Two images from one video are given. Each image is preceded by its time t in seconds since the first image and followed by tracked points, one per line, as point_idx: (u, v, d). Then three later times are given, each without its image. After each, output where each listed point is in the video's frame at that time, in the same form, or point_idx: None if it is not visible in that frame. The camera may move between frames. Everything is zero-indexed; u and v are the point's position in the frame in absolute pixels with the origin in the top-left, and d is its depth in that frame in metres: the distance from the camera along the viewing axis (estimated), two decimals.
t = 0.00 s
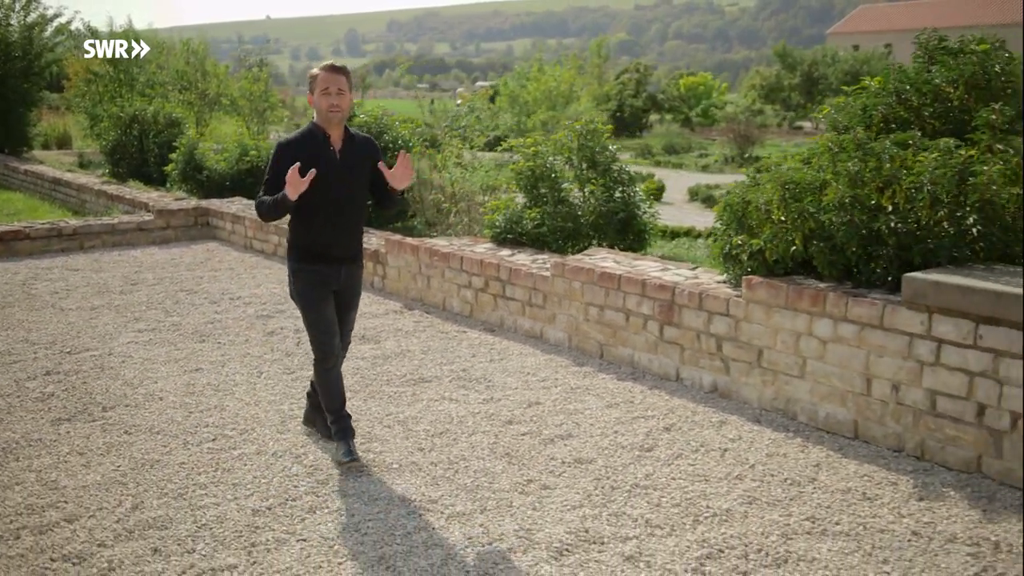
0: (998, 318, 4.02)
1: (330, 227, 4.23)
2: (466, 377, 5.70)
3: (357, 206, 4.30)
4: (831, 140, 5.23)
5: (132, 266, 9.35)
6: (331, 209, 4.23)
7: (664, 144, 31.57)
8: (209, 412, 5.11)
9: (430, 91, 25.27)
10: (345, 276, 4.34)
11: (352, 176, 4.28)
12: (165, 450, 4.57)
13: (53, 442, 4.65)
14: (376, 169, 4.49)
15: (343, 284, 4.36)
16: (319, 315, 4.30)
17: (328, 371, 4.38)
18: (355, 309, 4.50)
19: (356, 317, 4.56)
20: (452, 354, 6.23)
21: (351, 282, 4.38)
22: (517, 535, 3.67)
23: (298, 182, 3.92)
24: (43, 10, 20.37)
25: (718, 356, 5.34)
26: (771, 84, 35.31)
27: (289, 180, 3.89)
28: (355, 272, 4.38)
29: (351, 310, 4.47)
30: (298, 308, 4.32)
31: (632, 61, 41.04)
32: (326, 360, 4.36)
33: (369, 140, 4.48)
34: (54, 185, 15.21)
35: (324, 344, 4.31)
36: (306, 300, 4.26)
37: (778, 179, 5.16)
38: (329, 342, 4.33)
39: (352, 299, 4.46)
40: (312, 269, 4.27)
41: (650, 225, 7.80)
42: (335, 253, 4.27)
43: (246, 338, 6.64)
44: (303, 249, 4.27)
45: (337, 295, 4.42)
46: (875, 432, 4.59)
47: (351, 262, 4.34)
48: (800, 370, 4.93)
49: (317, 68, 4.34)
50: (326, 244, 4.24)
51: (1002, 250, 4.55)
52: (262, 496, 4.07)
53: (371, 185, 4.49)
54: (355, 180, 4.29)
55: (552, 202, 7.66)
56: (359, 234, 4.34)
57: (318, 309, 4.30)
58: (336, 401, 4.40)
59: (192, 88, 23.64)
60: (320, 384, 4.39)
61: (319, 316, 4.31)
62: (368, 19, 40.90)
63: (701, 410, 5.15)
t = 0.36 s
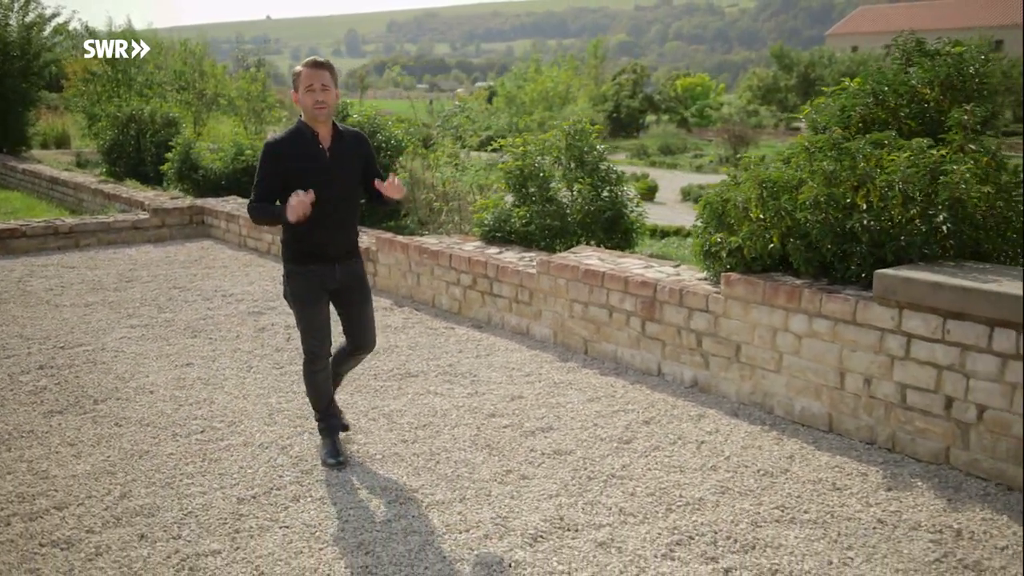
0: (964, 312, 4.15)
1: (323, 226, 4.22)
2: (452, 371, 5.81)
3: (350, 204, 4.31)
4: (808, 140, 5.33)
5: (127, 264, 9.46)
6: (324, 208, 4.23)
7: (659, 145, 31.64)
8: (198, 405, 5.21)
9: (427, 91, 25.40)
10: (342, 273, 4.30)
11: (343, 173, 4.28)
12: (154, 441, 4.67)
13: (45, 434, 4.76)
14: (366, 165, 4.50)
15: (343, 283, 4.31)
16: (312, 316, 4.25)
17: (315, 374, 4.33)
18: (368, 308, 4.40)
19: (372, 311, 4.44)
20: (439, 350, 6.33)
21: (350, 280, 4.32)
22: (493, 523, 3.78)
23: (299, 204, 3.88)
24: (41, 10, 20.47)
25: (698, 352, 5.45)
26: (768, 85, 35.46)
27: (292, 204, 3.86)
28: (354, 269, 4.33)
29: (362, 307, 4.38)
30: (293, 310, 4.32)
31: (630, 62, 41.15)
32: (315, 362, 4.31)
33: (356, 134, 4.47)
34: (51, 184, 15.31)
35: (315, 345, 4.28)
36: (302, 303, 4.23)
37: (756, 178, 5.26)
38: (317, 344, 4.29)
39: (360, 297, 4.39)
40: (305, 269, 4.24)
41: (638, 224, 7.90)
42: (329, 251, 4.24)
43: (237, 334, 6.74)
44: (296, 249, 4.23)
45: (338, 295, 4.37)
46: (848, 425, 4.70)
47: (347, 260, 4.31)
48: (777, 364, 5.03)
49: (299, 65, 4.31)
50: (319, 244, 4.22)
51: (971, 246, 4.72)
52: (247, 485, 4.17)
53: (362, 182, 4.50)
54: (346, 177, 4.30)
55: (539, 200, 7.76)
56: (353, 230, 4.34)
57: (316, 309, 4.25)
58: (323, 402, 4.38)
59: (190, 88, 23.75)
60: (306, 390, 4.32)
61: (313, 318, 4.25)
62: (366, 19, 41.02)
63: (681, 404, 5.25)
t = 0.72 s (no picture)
0: (934, 308, 4.28)
1: (318, 228, 4.15)
2: (441, 367, 5.93)
3: (345, 206, 4.22)
4: (789, 140, 5.44)
5: (124, 262, 9.57)
6: (319, 211, 4.16)
7: (654, 146, 31.69)
8: (191, 399, 5.33)
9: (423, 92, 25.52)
10: (336, 274, 4.24)
11: (338, 176, 4.19)
12: (147, 434, 4.79)
13: (40, 426, 4.88)
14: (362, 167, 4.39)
15: (337, 285, 4.25)
16: (303, 314, 4.25)
17: (309, 370, 4.38)
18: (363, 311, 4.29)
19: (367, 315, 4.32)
20: (428, 346, 6.45)
21: (345, 281, 4.26)
22: (474, 510, 3.90)
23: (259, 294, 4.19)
24: (40, 11, 20.59)
25: (681, 347, 5.56)
26: (764, 86, 35.56)
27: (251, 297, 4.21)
28: (350, 269, 4.28)
29: (357, 309, 4.27)
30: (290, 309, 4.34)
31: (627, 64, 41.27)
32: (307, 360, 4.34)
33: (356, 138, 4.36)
34: (49, 184, 15.43)
35: (307, 343, 4.30)
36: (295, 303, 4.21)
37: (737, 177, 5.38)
38: (309, 342, 4.31)
39: (358, 297, 4.30)
40: (298, 269, 4.20)
41: (626, 224, 8.03)
42: (324, 252, 4.18)
43: (231, 331, 6.86)
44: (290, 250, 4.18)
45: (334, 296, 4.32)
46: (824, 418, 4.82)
47: (341, 262, 4.25)
48: (756, 359, 5.15)
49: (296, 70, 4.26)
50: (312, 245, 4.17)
51: (944, 243, 4.85)
52: (237, 475, 4.29)
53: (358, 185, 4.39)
54: (342, 181, 4.20)
55: (531, 199, 7.81)
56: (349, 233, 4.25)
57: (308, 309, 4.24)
58: (311, 399, 4.43)
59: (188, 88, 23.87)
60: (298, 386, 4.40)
61: (305, 316, 4.25)
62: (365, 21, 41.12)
63: (663, 398, 5.38)
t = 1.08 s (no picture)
0: (906, 301, 4.40)
1: (318, 231, 4.13)
2: (427, 361, 6.03)
3: (348, 210, 4.19)
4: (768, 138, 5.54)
5: (118, 260, 9.67)
6: (320, 214, 4.13)
7: (649, 145, 31.78)
8: (180, 392, 5.43)
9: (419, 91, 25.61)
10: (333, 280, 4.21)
11: (342, 180, 4.16)
12: (137, 425, 4.89)
13: (33, 418, 4.98)
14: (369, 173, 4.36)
15: (332, 288, 4.22)
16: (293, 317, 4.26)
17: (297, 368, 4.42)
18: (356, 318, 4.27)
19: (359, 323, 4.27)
20: (416, 341, 6.55)
21: (341, 285, 4.23)
22: (454, 498, 4.01)
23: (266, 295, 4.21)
24: (36, 10, 20.66)
25: (662, 341, 5.67)
26: (759, 85, 35.66)
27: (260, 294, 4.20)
28: (347, 277, 4.24)
29: (348, 317, 4.24)
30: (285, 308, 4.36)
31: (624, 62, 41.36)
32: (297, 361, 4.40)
33: (365, 142, 4.32)
34: (45, 183, 15.52)
35: (298, 343, 4.34)
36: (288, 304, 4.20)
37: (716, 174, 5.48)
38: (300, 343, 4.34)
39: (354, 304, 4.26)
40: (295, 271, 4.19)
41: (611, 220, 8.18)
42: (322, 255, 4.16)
43: (222, 327, 6.96)
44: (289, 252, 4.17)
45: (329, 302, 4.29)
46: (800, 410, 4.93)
47: (339, 266, 4.22)
48: (735, 352, 5.25)
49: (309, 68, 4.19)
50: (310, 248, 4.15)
51: (918, 239, 4.96)
52: (224, 465, 4.40)
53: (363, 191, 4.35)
54: (346, 185, 4.17)
55: (518, 197, 7.92)
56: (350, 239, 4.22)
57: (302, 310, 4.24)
58: (299, 394, 4.50)
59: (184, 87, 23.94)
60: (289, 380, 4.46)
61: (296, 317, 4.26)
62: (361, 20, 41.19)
63: (644, 391, 5.48)
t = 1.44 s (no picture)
0: (882, 298, 4.48)
1: (319, 228, 4.09)
2: (415, 358, 6.10)
3: (350, 208, 4.15)
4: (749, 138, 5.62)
5: (114, 259, 9.75)
6: (322, 212, 4.08)
7: (647, 144, 31.84)
8: (171, 389, 5.51)
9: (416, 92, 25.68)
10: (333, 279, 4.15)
11: (343, 178, 4.12)
12: (127, 421, 4.97)
13: (25, 415, 5.06)
14: (369, 171, 4.33)
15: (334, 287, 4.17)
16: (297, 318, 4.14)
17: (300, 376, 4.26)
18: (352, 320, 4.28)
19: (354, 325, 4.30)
20: (406, 339, 6.63)
21: (342, 285, 4.18)
22: (436, 492, 4.08)
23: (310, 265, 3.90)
24: (35, 12, 20.76)
25: (647, 339, 5.74)
26: (758, 86, 35.71)
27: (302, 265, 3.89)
28: (347, 276, 4.19)
29: (344, 319, 4.25)
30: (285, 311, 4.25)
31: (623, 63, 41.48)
32: (299, 370, 4.28)
33: (364, 140, 4.29)
34: (44, 183, 15.61)
35: (301, 347, 4.20)
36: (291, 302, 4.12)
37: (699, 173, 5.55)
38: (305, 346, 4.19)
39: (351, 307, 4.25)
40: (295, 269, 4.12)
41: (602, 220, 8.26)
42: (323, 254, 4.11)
43: (214, 325, 7.04)
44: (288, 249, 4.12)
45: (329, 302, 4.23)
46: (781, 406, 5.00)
47: (341, 265, 4.17)
48: (717, 350, 5.32)
49: (319, 65, 4.13)
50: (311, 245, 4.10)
51: (896, 237, 5.04)
52: (212, 460, 4.47)
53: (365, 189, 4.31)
54: (347, 183, 4.14)
55: (508, 197, 7.99)
56: (351, 237, 4.17)
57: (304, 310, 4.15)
58: (299, 399, 4.40)
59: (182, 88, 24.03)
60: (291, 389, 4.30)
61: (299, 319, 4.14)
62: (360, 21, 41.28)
63: (628, 388, 5.55)
